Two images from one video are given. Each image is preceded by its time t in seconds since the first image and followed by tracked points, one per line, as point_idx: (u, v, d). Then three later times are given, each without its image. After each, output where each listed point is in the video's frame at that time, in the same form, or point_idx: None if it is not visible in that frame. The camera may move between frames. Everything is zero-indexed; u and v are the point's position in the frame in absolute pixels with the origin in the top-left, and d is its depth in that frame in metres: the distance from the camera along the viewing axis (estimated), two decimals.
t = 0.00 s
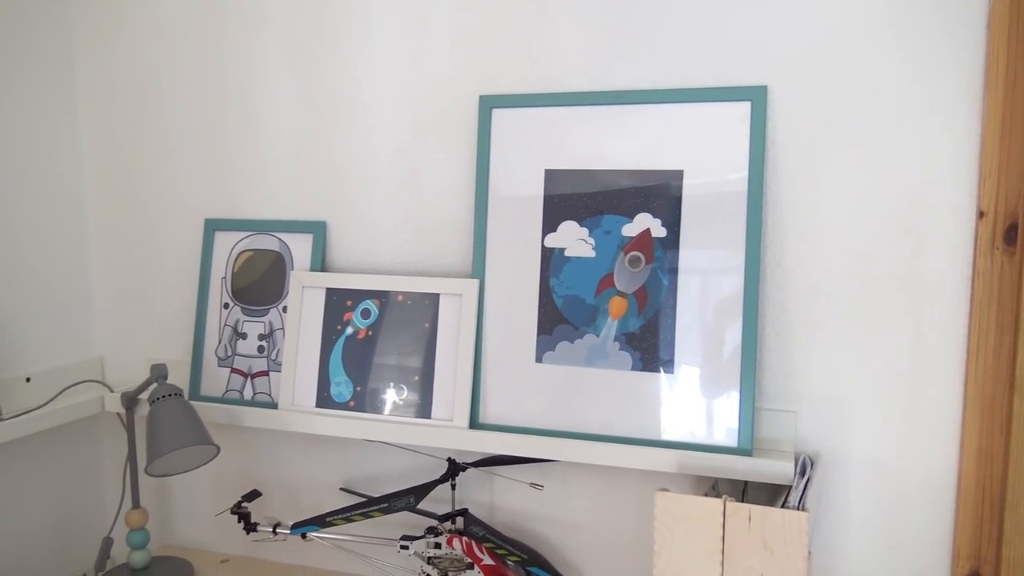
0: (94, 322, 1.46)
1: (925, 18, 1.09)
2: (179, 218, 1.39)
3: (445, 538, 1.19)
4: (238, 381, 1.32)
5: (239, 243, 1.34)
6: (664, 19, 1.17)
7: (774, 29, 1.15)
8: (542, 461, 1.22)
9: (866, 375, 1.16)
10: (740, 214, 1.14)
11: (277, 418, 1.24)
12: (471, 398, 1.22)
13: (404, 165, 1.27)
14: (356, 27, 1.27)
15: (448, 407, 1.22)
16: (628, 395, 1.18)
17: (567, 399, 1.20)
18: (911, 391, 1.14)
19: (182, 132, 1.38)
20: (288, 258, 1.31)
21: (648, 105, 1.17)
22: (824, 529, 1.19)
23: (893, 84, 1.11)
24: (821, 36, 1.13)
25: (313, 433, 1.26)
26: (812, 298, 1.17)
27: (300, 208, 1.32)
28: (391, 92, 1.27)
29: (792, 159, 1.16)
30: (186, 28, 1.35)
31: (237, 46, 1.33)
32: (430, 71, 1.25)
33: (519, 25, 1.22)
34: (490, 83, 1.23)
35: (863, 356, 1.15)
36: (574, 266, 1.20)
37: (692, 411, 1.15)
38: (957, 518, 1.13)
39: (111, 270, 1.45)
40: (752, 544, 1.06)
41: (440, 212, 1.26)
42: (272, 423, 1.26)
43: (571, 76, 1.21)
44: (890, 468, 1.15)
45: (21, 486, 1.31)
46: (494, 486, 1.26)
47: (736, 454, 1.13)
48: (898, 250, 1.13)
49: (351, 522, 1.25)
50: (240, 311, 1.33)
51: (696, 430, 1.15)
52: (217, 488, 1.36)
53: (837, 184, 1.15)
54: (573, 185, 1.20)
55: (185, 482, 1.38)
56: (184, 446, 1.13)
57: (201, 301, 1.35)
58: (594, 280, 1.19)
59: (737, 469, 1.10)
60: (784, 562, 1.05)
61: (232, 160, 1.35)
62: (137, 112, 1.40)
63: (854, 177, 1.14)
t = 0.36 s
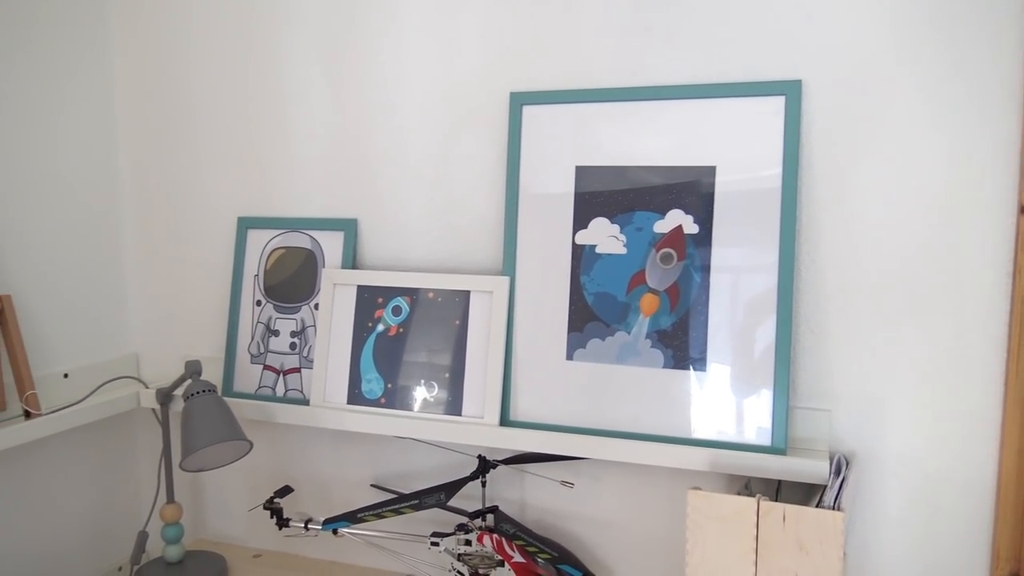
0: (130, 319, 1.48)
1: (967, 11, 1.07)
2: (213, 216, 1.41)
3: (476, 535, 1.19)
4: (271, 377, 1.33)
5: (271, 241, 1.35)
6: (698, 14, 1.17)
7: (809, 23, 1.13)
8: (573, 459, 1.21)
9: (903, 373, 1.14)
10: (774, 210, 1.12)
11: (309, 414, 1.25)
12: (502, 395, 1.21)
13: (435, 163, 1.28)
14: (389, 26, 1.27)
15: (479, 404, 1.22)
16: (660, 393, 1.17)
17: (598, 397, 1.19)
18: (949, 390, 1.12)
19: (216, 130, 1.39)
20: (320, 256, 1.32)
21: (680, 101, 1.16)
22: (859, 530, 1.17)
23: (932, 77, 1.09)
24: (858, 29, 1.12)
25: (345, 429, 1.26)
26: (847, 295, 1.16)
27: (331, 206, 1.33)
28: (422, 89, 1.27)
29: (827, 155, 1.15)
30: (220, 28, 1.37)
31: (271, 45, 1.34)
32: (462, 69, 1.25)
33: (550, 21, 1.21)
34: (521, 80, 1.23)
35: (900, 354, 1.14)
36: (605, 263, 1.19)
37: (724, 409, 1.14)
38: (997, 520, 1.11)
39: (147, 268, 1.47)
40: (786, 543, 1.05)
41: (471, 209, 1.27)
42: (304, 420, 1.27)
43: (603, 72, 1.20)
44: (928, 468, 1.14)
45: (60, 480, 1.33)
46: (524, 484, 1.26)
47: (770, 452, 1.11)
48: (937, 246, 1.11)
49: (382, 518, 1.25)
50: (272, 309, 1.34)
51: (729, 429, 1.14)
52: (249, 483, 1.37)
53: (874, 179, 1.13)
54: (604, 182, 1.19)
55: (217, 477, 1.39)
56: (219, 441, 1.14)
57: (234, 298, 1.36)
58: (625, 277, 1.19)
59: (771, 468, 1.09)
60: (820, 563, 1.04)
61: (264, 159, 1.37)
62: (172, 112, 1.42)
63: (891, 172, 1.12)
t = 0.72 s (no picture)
0: (149, 315, 1.49)
1: (990, 8, 1.06)
2: (231, 213, 1.41)
3: (491, 532, 1.19)
4: (288, 373, 1.33)
5: (289, 238, 1.36)
6: (717, 12, 1.16)
7: (830, 20, 1.12)
8: (589, 457, 1.21)
9: (922, 374, 1.13)
10: (793, 210, 1.12)
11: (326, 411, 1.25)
12: (519, 393, 1.22)
13: (452, 161, 1.28)
14: (407, 24, 1.28)
15: (495, 401, 1.22)
16: (676, 392, 1.17)
17: (615, 395, 1.19)
18: (969, 391, 1.11)
19: (234, 128, 1.40)
20: (337, 253, 1.32)
21: (699, 99, 1.16)
22: (876, 531, 1.17)
23: (954, 76, 1.09)
24: (879, 27, 1.11)
25: (362, 426, 1.27)
26: (866, 295, 1.15)
27: (349, 204, 1.34)
28: (439, 87, 1.27)
29: (846, 154, 1.14)
30: (239, 26, 1.37)
31: (289, 44, 1.34)
32: (480, 67, 1.25)
33: (568, 19, 1.21)
34: (539, 77, 1.23)
35: (919, 355, 1.13)
36: (622, 261, 1.19)
37: (741, 408, 1.14)
38: (1017, 523, 1.10)
39: (166, 265, 1.48)
40: (803, 543, 1.05)
41: (488, 207, 1.27)
42: (321, 416, 1.27)
43: (621, 70, 1.20)
44: (946, 470, 1.13)
45: (79, 474, 1.34)
46: (540, 482, 1.26)
47: (788, 452, 1.11)
48: (958, 245, 1.10)
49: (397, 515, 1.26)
50: (290, 305, 1.34)
51: (746, 428, 1.14)
52: (266, 479, 1.38)
53: (893, 178, 1.12)
54: (622, 180, 1.19)
55: (235, 473, 1.40)
56: (239, 438, 1.15)
57: (252, 294, 1.37)
58: (642, 275, 1.18)
59: (788, 468, 1.09)
60: (837, 564, 1.03)
61: (282, 156, 1.37)
62: (191, 109, 1.43)
63: (912, 171, 1.11)
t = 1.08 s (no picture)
0: (167, 311, 1.50)
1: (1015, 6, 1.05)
2: (248, 209, 1.42)
3: (506, 530, 1.20)
4: (304, 369, 1.34)
5: (306, 234, 1.36)
6: (737, 9, 1.16)
7: (851, 18, 1.11)
8: (605, 456, 1.21)
9: (942, 375, 1.12)
10: (813, 209, 1.11)
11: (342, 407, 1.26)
12: (534, 391, 1.22)
13: (469, 158, 1.28)
14: (426, 21, 1.28)
15: (511, 399, 1.22)
16: (693, 391, 1.16)
17: (631, 394, 1.19)
18: (989, 393, 1.10)
19: (252, 124, 1.40)
20: (354, 250, 1.33)
21: (718, 97, 1.15)
22: (894, 533, 1.16)
23: (977, 75, 1.08)
24: (902, 24, 1.10)
25: (378, 423, 1.27)
26: (885, 295, 1.14)
27: (366, 201, 1.34)
28: (457, 85, 1.27)
29: (866, 153, 1.13)
30: (258, 23, 1.38)
31: (308, 41, 1.35)
32: (498, 64, 1.25)
33: (588, 16, 1.21)
34: (557, 75, 1.23)
35: (939, 356, 1.12)
36: (639, 260, 1.19)
37: (758, 408, 1.13)
38: None
39: (184, 260, 1.49)
40: (820, 544, 1.04)
41: (505, 205, 1.27)
42: (337, 412, 1.28)
43: (640, 68, 1.20)
44: (966, 472, 1.12)
45: (98, 468, 1.36)
46: (555, 480, 1.26)
47: (806, 453, 1.10)
48: (979, 245, 1.09)
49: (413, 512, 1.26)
50: (306, 302, 1.35)
51: (763, 428, 1.13)
52: (282, 474, 1.39)
53: (914, 178, 1.11)
54: (640, 178, 1.19)
55: (251, 468, 1.41)
56: (254, 434, 1.15)
57: (269, 290, 1.38)
58: (659, 274, 1.18)
59: (805, 469, 1.08)
60: (855, 565, 1.03)
61: (300, 153, 1.38)
62: (210, 105, 1.43)
63: (932, 170, 1.11)
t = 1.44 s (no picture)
0: (185, 307, 1.51)
1: None
2: (266, 206, 1.43)
3: (524, 527, 1.19)
4: (322, 366, 1.34)
5: (324, 231, 1.36)
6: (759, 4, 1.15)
7: (874, 12, 1.10)
8: (623, 454, 1.21)
9: (964, 374, 1.11)
10: (834, 206, 1.10)
11: (360, 403, 1.26)
12: (552, 389, 1.21)
13: (488, 155, 1.28)
14: (445, 18, 1.27)
15: (529, 396, 1.22)
16: (712, 390, 1.16)
17: (649, 392, 1.18)
18: (1013, 392, 1.09)
19: (271, 121, 1.41)
20: (372, 246, 1.33)
21: (738, 93, 1.14)
22: (915, 534, 1.15)
23: (1002, 70, 1.06)
24: (926, 19, 1.08)
25: (395, 419, 1.27)
26: (907, 293, 1.13)
27: (384, 198, 1.34)
28: (475, 81, 1.27)
29: (888, 150, 1.12)
30: (278, 20, 1.38)
31: (327, 38, 1.35)
32: (517, 60, 1.25)
33: (607, 12, 1.20)
34: (576, 71, 1.23)
35: (962, 355, 1.11)
36: (658, 257, 1.18)
37: (777, 407, 1.13)
38: None
39: (202, 257, 1.50)
40: (842, 544, 1.04)
41: (524, 202, 1.26)
42: (355, 409, 1.28)
43: (659, 64, 1.19)
44: (989, 472, 1.11)
45: (118, 463, 1.37)
46: (573, 477, 1.26)
47: (826, 452, 1.10)
48: (1003, 243, 1.08)
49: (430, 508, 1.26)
50: (324, 298, 1.35)
51: (783, 427, 1.12)
52: (300, 471, 1.39)
53: (936, 175, 1.10)
54: (658, 175, 1.18)
55: (268, 464, 1.42)
56: (274, 430, 1.16)
57: (287, 287, 1.38)
58: (678, 272, 1.17)
59: (825, 467, 1.07)
60: (876, 565, 1.02)
61: (318, 150, 1.38)
62: (228, 102, 1.44)
63: (955, 167, 1.09)
